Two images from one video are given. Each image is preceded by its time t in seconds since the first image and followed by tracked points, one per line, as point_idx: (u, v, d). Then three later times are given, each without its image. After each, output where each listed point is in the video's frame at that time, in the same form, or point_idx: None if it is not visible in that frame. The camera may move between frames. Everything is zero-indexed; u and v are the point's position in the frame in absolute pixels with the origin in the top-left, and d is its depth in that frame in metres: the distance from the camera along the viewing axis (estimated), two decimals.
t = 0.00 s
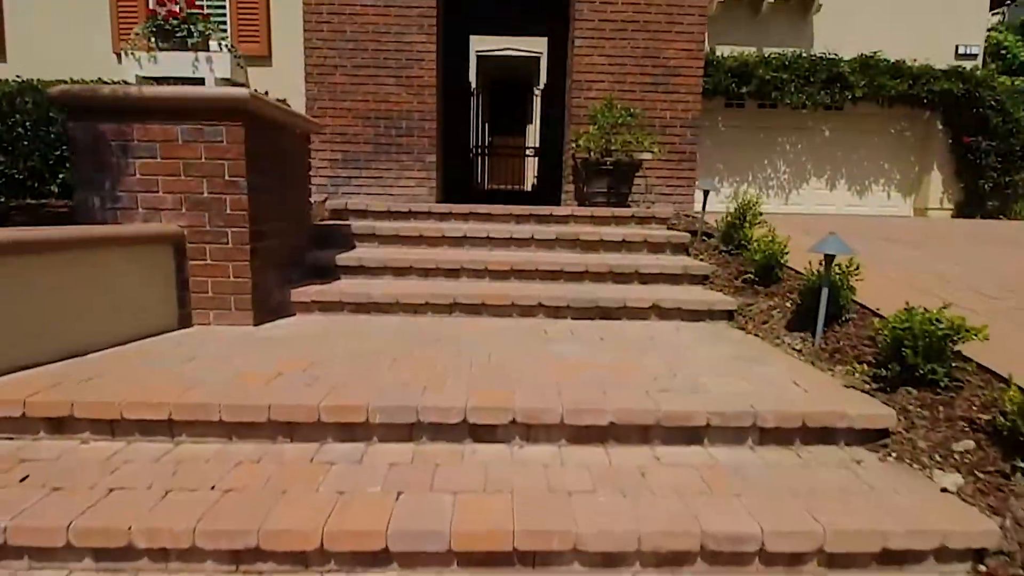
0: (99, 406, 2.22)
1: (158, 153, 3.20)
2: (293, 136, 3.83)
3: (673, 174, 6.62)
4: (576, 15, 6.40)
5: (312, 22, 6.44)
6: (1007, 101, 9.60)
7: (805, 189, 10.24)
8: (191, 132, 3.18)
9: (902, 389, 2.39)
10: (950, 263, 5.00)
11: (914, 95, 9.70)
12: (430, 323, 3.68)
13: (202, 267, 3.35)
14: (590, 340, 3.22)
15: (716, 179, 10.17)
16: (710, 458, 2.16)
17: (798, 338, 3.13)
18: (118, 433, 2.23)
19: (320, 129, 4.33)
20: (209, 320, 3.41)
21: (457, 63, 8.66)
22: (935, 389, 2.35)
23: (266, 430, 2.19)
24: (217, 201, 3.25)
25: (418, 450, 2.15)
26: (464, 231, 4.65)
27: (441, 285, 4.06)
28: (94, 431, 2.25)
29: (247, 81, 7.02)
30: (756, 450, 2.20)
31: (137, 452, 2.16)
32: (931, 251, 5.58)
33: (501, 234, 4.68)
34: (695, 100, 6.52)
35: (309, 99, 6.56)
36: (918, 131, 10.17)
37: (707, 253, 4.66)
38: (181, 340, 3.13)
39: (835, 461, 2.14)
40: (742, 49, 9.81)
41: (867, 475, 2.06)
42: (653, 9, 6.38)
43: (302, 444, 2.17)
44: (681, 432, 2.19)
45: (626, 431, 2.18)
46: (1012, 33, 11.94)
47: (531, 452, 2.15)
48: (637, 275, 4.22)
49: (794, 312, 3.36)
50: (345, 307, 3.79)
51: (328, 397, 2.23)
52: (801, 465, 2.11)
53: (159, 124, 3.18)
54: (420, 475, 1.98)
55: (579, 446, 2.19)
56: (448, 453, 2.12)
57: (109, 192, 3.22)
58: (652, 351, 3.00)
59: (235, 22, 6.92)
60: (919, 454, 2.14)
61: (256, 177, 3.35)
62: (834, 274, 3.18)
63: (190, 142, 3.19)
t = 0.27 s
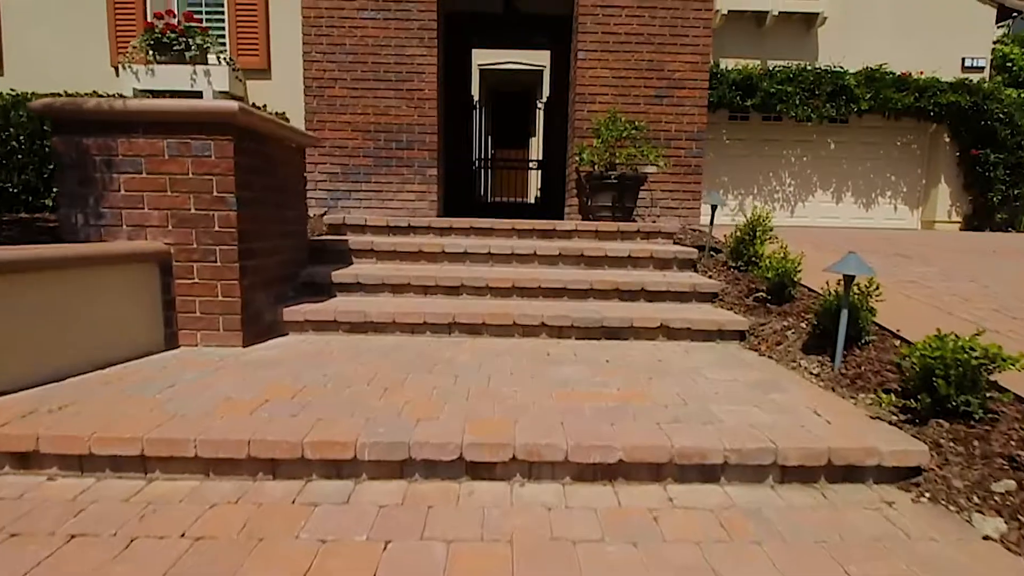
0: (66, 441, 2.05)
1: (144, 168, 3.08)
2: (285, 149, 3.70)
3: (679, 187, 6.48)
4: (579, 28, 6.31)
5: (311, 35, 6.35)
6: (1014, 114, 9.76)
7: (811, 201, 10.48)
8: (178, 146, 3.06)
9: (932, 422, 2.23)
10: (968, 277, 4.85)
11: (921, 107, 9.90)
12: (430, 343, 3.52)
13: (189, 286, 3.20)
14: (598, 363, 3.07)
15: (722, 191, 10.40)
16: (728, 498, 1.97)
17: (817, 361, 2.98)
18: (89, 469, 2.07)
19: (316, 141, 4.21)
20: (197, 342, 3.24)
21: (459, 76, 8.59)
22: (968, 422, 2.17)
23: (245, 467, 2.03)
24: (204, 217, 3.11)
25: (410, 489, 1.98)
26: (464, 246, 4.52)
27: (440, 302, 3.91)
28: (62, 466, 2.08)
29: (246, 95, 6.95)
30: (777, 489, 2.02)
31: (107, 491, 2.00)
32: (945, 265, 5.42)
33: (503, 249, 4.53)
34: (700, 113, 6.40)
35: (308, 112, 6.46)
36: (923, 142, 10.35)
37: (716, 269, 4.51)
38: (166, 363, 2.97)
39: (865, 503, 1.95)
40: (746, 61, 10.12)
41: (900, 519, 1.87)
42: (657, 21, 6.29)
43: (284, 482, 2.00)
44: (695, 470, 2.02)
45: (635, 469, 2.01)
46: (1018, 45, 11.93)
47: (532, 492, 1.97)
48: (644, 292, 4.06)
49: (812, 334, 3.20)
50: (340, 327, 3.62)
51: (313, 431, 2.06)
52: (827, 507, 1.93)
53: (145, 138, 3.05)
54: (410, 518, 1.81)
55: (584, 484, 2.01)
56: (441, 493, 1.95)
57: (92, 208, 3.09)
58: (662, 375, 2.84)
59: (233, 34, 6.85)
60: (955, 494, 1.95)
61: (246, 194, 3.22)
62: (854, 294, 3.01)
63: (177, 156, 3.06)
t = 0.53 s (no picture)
0: (21, 481, 1.87)
1: (123, 182, 2.92)
2: (273, 161, 3.53)
3: (683, 200, 6.32)
4: (580, 39, 6.19)
5: (308, 46, 6.24)
6: (1019, 126, 9.64)
7: (815, 214, 10.34)
8: (159, 160, 2.90)
9: (969, 460, 2.04)
10: (987, 293, 4.66)
11: (926, 119, 9.78)
12: (425, 364, 3.33)
13: (170, 305, 3.01)
14: (604, 387, 2.88)
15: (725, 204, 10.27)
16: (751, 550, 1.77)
17: (837, 386, 2.82)
18: (45, 513, 1.88)
19: (309, 153, 4.05)
20: (178, 364, 3.05)
21: (459, 88, 8.48)
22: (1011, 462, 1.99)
23: (216, 511, 1.84)
24: (186, 232, 2.94)
25: (397, 537, 1.79)
26: (463, 261, 4.34)
27: (436, 321, 3.73)
28: (15, 508, 1.90)
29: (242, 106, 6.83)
30: (803, 536, 1.83)
31: (63, 537, 1.81)
32: (961, 281, 5.23)
33: (503, 265, 4.36)
34: (705, 124, 6.26)
35: (305, 124, 6.33)
36: (928, 154, 10.22)
37: (724, 286, 4.34)
38: (142, 388, 2.78)
39: (901, 553, 1.76)
40: (749, 73, 10.03)
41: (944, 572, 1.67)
42: (659, 31, 6.17)
43: (259, 528, 1.81)
44: (712, 515, 1.83)
45: (646, 514, 1.82)
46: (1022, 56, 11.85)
47: (532, 541, 1.78)
48: (650, 310, 3.88)
49: (830, 357, 3.04)
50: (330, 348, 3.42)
51: (292, 472, 1.88)
52: (860, 558, 1.74)
53: (124, 150, 2.90)
54: (396, 572, 1.62)
55: (590, 532, 1.82)
56: (432, 542, 1.76)
57: (68, 224, 2.93)
58: (672, 403, 2.65)
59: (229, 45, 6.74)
60: (1001, 544, 1.75)
61: (231, 209, 3.05)
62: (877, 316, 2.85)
63: (158, 170, 2.91)
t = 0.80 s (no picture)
0: None
1: (95, 195, 2.74)
2: (257, 172, 3.36)
3: (686, 211, 6.15)
4: (580, 47, 6.05)
5: (301, 54, 6.10)
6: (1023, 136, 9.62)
7: (817, 224, 10.19)
8: (134, 170, 2.73)
9: (1015, 501, 1.86)
10: (1005, 309, 4.47)
11: (928, 129, 9.67)
12: (419, 386, 3.12)
13: (143, 325, 2.82)
14: (610, 413, 2.70)
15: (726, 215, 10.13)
16: None
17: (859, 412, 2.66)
18: None
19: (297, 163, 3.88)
20: (153, 388, 2.84)
21: (456, 98, 8.35)
22: None
23: (177, 563, 1.64)
24: (163, 247, 2.76)
25: None
26: (459, 275, 4.15)
27: (430, 339, 3.53)
28: None
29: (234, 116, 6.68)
30: None
31: None
32: (977, 296, 5.04)
33: (500, 279, 4.17)
34: (707, 134, 6.12)
35: (298, 134, 6.17)
36: (931, 164, 10.09)
37: (731, 302, 4.16)
38: (112, 416, 2.57)
39: None
40: (749, 83, 9.93)
41: None
42: (660, 39, 6.04)
43: None
44: (734, 568, 1.62)
45: (660, 567, 1.62)
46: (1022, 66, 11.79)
47: None
48: (655, 327, 3.69)
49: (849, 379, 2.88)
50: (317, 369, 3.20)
51: (262, 519, 1.67)
52: None
53: (97, 160, 2.72)
54: None
55: None
56: None
57: (36, 238, 2.74)
58: (683, 432, 2.46)
59: (220, 54, 6.60)
60: None
61: (210, 222, 2.87)
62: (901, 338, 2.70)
63: (133, 181, 2.73)
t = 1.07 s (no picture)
0: None
1: (57, 207, 2.53)
2: (235, 182, 3.16)
3: (688, 222, 5.97)
4: (578, 54, 5.89)
5: (291, 61, 5.93)
6: None
7: (818, 234, 10.03)
8: (99, 181, 2.53)
9: None
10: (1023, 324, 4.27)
11: (930, 138, 9.55)
12: (408, 411, 2.90)
13: (108, 347, 2.59)
14: (617, 444, 2.48)
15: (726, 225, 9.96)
16: None
17: (885, 442, 2.47)
18: None
19: (282, 171, 3.68)
20: (119, 417, 2.61)
21: (452, 106, 8.19)
22: None
23: None
24: (130, 263, 2.55)
25: None
26: (452, 290, 3.95)
27: (422, 360, 3.31)
28: None
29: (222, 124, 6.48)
30: None
31: None
32: (992, 310, 4.84)
33: (496, 293, 3.96)
34: (709, 143, 5.95)
35: (288, 143, 5.98)
36: (932, 173, 9.97)
37: (738, 317, 3.97)
38: (70, 449, 2.34)
39: None
40: (749, 92, 9.80)
41: None
42: (660, 45, 5.88)
43: None
44: None
45: None
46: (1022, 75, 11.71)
47: None
48: (660, 345, 3.49)
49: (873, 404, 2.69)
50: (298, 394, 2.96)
51: None
52: None
53: (60, 169, 2.52)
54: None
55: None
56: None
57: None
58: (696, 467, 2.25)
59: (209, 61, 6.42)
60: None
61: (183, 236, 2.66)
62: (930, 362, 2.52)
63: (98, 193, 2.53)
